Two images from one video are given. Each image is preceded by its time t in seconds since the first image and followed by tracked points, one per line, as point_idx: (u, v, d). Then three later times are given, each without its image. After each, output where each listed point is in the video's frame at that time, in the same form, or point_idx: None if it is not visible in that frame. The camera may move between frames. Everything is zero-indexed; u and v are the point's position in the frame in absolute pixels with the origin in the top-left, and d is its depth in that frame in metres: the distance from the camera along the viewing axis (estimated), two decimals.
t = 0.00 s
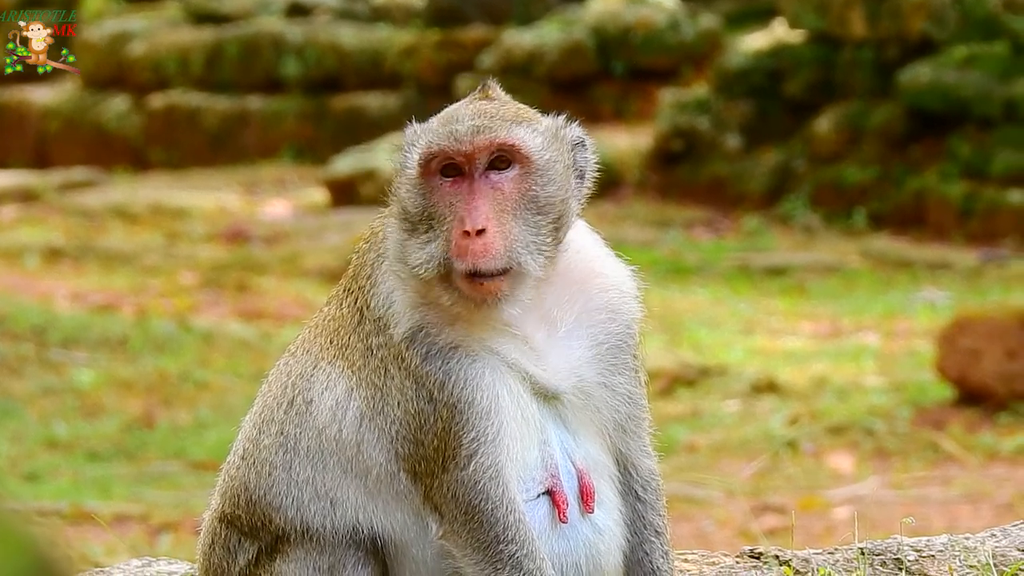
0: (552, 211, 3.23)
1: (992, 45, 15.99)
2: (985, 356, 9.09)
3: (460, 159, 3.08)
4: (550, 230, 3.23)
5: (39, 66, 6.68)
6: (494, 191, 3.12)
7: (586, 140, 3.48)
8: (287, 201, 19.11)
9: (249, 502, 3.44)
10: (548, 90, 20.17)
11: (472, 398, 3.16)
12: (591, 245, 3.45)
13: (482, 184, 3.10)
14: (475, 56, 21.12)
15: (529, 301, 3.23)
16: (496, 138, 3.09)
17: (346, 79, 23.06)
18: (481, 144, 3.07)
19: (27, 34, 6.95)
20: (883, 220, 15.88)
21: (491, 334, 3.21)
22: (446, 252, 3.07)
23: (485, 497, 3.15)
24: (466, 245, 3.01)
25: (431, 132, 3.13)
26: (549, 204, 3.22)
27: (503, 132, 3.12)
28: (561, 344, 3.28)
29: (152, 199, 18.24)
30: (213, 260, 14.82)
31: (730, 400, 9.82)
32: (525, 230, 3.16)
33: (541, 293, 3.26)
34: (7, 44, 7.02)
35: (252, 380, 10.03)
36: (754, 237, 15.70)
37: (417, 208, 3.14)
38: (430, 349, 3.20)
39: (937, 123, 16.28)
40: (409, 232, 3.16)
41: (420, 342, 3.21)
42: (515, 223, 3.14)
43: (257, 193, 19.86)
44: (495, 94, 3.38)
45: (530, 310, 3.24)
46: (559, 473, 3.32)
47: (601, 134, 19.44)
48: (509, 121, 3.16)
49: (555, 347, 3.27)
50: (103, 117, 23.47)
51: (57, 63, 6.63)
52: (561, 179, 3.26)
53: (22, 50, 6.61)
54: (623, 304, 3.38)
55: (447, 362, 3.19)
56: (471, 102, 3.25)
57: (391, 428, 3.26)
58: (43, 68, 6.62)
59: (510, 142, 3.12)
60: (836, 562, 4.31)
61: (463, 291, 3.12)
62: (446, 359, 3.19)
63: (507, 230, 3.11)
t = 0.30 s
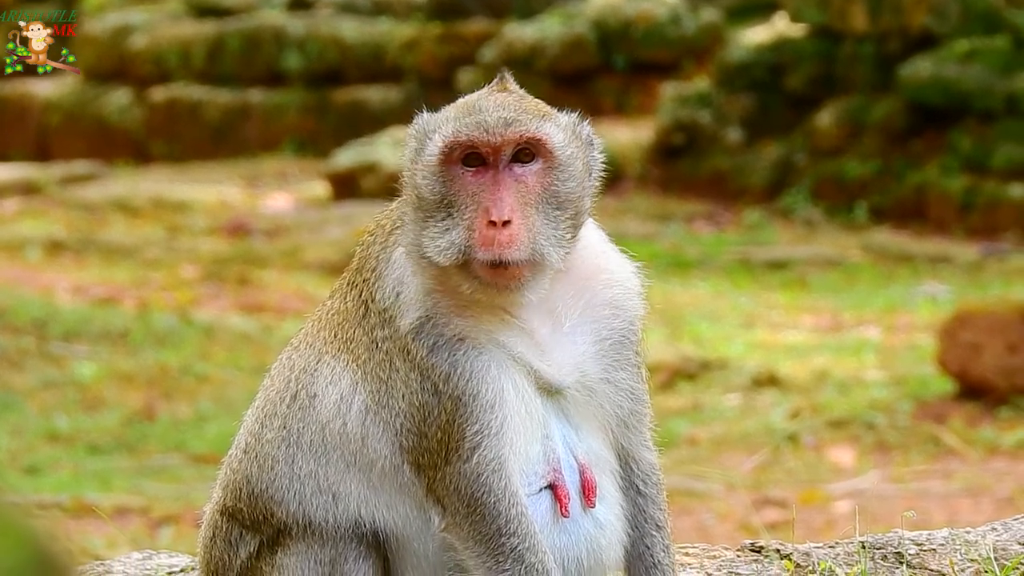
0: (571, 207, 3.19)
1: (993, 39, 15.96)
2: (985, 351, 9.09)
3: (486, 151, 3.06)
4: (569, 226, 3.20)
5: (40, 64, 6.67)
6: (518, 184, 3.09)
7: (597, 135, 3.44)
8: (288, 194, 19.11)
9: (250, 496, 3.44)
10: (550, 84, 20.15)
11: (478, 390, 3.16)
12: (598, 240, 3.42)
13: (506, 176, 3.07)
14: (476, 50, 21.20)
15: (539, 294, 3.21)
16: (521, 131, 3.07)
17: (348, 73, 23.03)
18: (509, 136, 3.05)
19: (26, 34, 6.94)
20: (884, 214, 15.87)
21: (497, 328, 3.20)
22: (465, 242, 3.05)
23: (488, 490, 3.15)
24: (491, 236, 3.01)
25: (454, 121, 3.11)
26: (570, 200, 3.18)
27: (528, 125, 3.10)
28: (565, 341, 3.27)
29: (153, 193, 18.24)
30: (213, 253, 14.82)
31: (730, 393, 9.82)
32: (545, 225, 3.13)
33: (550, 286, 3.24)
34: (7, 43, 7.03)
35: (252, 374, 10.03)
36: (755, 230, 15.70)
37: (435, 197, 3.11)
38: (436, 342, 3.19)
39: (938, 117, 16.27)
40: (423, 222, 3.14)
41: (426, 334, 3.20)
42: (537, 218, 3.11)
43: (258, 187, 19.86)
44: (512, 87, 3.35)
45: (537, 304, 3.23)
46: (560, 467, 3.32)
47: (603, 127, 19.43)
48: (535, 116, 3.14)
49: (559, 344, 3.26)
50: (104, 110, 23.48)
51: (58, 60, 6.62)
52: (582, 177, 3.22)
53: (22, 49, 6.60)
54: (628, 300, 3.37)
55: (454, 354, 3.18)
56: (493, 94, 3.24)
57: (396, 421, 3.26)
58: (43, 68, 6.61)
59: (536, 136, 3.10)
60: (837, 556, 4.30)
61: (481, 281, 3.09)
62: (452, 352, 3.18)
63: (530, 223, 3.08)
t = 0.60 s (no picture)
0: (581, 205, 3.18)
1: (996, 34, 15.92)
2: (987, 345, 9.08)
3: (500, 146, 3.05)
4: (578, 224, 3.19)
5: (40, 62, 6.66)
6: (532, 178, 3.07)
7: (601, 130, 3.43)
8: (290, 188, 19.12)
9: (252, 492, 3.45)
10: (552, 79, 20.17)
11: (479, 386, 3.15)
12: (601, 238, 3.42)
13: (520, 170, 3.06)
14: (477, 45, 21.48)
15: (543, 290, 3.20)
16: (536, 127, 3.06)
17: (350, 68, 22.98)
18: (524, 132, 3.04)
19: (27, 33, 6.94)
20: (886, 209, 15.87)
21: (500, 324, 3.19)
22: (478, 236, 3.04)
23: (489, 485, 3.15)
24: (506, 231, 3.00)
25: (468, 114, 3.10)
26: (580, 197, 3.17)
27: (543, 120, 3.08)
28: (567, 338, 3.27)
29: (155, 187, 18.24)
30: (215, 247, 14.81)
31: (732, 388, 9.82)
32: (557, 221, 3.11)
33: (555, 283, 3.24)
34: (8, 43, 7.04)
35: (254, 368, 10.03)
36: (757, 225, 15.69)
37: (447, 189, 3.10)
38: (438, 338, 3.18)
39: (941, 112, 16.25)
40: (434, 217, 3.13)
41: (428, 330, 3.19)
42: (550, 213, 3.09)
43: (260, 181, 19.87)
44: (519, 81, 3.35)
45: (540, 300, 3.22)
46: (561, 463, 3.32)
47: (606, 121, 19.43)
48: (549, 112, 3.13)
49: (561, 341, 3.26)
50: (106, 104, 23.51)
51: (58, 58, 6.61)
52: (591, 175, 3.21)
53: (23, 49, 6.57)
54: (630, 298, 3.37)
55: (456, 350, 3.17)
56: (503, 89, 3.23)
57: (397, 416, 3.26)
58: (43, 68, 6.58)
59: (550, 131, 3.09)
60: (838, 551, 4.30)
61: (491, 278, 3.09)
62: (454, 348, 3.17)
63: (546, 218, 3.07)
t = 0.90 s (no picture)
0: (600, 203, 3.24)
1: (997, 31, 15.90)
2: (989, 342, 9.08)
3: (530, 142, 3.11)
4: (598, 222, 3.24)
5: (40, 63, 6.66)
6: (560, 173, 3.12)
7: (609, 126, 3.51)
8: (291, 185, 19.12)
9: (253, 489, 3.45)
10: (553, 76, 20.17)
11: (483, 383, 3.15)
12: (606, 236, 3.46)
13: (549, 166, 3.11)
14: (478, 43, 21.44)
15: (557, 286, 3.23)
16: (566, 124, 3.12)
17: (350, 65, 22.97)
18: (555, 128, 3.10)
19: (27, 34, 6.95)
20: (888, 206, 15.87)
21: (506, 321, 3.20)
22: (508, 229, 3.08)
23: (491, 483, 3.15)
24: (539, 225, 3.05)
25: (497, 109, 3.16)
26: (600, 195, 3.24)
27: (571, 117, 3.15)
28: (571, 336, 3.28)
29: (157, 184, 18.25)
30: (217, 245, 14.82)
31: (734, 384, 9.82)
32: (583, 217, 3.17)
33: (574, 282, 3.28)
34: (7, 44, 7.04)
35: (256, 365, 10.04)
36: (759, 221, 15.68)
37: (472, 182, 3.14)
38: (444, 334, 3.17)
39: (942, 109, 16.26)
40: (460, 210, 3.16)
41: (433, 325, 3.18)
42: (575, 210, 3.15)
43: (261, 178, 19.87)
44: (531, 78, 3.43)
45: (554, 297, 3.25)
46: (563, 460, 3.32)
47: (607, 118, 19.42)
48: (574, 109, 3.20)
49: (565, 338, 3.27)
50: (107, 102, 23.52)
51: (58, 58, 6.60)
52: (608, 174, 3.28)
53: (23, 48, 6.56)
54: (633, 297, 3.39)
55: (461, 346, 3.16)
56: (523, 86, 3.29)
57: (401, 412, 3.25)
58: (43, 67, 6.57)
59: (578, 128, 3.15)
60: (839, 548, 4.30)
61: (522, 266, 3.11)
62: (459, 345, 3.16)
63: (574, 214, 3.13)
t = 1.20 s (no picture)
0: (613, 201, 3.27)
1: (998, 30, 15.90)
2: (989, 341, 9.08)
3: (555, 138, 3.13)
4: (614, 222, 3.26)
5: (40, 63, 6.66)
6: (583, 170, 3.15)
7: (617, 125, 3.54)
8: (292, 185, 19.12)
9: (253, 489, 3.45)
10: (554, 75, 20.16)
11: (489, 380, 3.16)
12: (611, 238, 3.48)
13: (574, 163, 3.13)
14: (478, 43, 21.45)
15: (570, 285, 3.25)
16: (590, 122, 3.15)
17: (351, 65, 22.98)
18: (580, 125, 3.13)
19: (27, 34, 6.95)
20: (888, 206, 15.87)
21: (514, 320, 3.21)
22: (534, 225, 3.09)
23: (494, 480, 3.15)
24: (566, 221, 3.06)
25: (520, 105, 3.17)
26: (615, 194, 3.27)
27: (593, 116, 3.18)
28: (577, 335, 3.29)
29: (157, 184, 18.25)
30: (217, 244, 14.83)
31: (734, 384, 9.82)
32: (602, 215, 3.19)
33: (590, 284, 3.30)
34: (8, 44, 7.05)
35: (257, 365, 10.05)
36: (759, 221, 15.69)
37: (495, 176, 3.14)
38: (450, 331, 3.17)
39: (943, 108, 16.26)
40: (481, 206, 3.16)
41: (439, 323, 3.18)
42: (598, 207, 3.17)
43: (262, 178, 19.88)
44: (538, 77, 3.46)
45: (568, 298, 3.26)
46: (565, 459, 3.32)
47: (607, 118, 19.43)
48: (595, 109, 3.23)
49: (571, 338, 3.28)
50: (107, 102, 23.53)
51: (58, 58, 6.60)
52: (622, 174, 3.31)
53: (23, 48, 6.56)
54: (638, 298, 3.40)
55: (467, 343, 3.16)
56: (541, 84, 3.31)
57: (404, 410, 3.25)
58: (43, 68, 6.56)
59: (600, 127, 3.18)
60: (839, 547, 4.31)
61: (544, 264, 3.12)
62: (465, 341, 3.16)
63: (599, 212, 3.15)
